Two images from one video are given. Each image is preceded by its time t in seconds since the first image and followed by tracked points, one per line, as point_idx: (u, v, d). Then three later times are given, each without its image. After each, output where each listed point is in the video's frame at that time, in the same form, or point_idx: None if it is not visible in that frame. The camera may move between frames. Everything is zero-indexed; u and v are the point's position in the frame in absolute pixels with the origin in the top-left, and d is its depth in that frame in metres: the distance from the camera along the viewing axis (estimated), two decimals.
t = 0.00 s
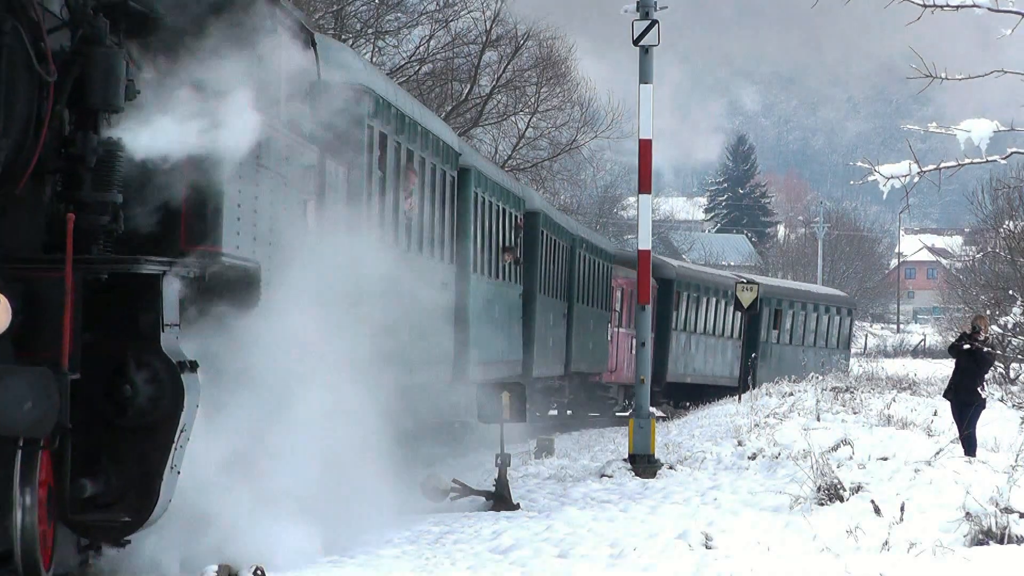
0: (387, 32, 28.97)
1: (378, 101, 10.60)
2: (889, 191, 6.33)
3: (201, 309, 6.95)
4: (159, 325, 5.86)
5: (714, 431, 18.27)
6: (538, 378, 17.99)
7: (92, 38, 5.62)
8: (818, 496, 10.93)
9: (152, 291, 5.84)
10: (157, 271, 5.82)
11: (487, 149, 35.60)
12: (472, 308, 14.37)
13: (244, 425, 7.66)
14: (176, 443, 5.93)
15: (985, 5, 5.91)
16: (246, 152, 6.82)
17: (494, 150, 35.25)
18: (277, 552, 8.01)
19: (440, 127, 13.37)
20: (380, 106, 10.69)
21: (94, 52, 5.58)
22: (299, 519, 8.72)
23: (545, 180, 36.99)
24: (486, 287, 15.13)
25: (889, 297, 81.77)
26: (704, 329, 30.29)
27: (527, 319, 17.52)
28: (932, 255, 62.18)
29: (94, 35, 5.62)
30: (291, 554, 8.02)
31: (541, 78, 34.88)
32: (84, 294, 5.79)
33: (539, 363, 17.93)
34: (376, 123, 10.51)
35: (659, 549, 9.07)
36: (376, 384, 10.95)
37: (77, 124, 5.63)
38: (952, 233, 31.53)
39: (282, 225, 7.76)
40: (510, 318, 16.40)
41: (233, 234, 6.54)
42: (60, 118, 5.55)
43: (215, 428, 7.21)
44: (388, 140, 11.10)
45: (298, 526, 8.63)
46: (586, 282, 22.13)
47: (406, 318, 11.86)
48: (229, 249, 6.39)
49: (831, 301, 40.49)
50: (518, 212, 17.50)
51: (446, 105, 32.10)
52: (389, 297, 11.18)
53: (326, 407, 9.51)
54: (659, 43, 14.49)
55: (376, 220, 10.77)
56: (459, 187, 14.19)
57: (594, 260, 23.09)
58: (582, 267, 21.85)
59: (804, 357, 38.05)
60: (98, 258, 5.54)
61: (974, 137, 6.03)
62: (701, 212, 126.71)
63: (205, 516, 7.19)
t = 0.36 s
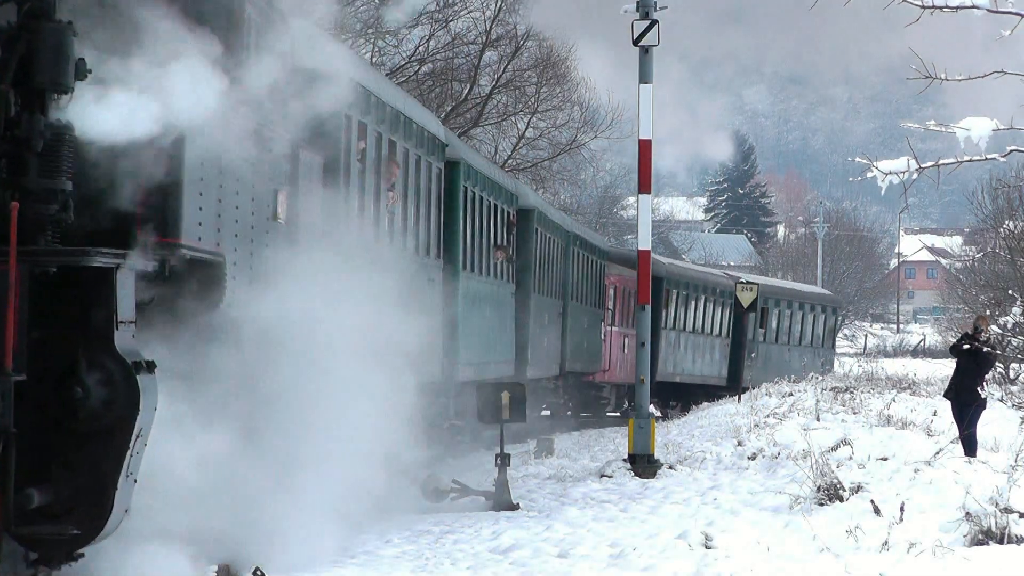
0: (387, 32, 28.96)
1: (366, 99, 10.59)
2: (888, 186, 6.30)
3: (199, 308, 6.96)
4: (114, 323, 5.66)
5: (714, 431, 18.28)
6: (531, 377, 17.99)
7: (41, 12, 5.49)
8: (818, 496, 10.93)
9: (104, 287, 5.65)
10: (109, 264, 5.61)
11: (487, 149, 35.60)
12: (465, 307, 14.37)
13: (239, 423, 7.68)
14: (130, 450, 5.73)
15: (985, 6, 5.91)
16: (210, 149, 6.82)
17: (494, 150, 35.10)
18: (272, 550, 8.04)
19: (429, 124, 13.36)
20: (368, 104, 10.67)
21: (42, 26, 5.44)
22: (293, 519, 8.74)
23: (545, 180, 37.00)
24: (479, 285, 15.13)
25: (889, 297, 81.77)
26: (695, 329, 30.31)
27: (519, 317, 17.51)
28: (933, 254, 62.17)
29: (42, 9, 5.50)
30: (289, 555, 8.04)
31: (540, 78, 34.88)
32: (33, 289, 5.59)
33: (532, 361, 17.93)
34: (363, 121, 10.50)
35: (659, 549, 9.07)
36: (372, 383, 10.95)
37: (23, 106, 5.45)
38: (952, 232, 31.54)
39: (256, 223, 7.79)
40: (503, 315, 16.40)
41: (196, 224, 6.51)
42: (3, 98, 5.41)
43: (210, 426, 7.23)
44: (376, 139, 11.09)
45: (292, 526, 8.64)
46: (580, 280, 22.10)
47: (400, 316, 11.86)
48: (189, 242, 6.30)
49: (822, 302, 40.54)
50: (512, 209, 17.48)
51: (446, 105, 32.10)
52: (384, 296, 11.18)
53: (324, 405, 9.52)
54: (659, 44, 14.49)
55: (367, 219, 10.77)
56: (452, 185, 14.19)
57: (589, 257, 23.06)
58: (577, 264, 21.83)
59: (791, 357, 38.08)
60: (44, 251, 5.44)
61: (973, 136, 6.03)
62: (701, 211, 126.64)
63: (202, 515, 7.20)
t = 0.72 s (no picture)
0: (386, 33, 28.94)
1: (362, 99, 10.55)
2: (886, 184, 6.26)
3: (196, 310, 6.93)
4: (58, 320, 5.38)
5: (714, 430, 18.28)
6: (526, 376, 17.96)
7: None
8: (818, 496, 10.92)
9: (48, 280, 5.35)
10: (54, 256, 5.31)
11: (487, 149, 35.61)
12: (461, 306, 14.34)
13: (230, 425, 7.64)
14: (78, 458, 5.45)
15: (985, 6, 5.91)
16: (204, 147, 6.80)
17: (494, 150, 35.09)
18: (268, 550, 8.02)
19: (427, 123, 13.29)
20: (364, 105, 10.63)
21: None
22: (285, 517, 8.72)
23: (545, 180, 37.02)
24: (474, 284, 15.08)
25: (889, 297, 81.82)
26: (684, 326, 30.26)
27: (512, 315, 17.47)
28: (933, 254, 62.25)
29: None
30: (283, 552, 8.02)
31: (541, 79, 34.55)
32: None
33: (527, 359, 17.89)
34: (359, 119, 10.45)
35: (659, 550, 9.07)
36: (366, 382, 10.95)
37: None
38: (953, 232, 31.56)
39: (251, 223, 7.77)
40: (495, 314, 16.34)
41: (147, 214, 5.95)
42: None
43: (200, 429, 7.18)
44: (374, 139, 11.05)
45: (284, 524, 8.63)
46: (575, 277, 22.04)
47: (396, 316, 11.85)
48: (139, 232, 5.77)
49: (800, 299, 40.55)
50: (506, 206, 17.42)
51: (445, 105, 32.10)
52: (379, 295, 11.14)
53: (314, 405, 9.49)
54: (659, 43, 14.49)
55: (364, 219, 10.74)
56: (449, 182, 14.11)
57: (583, 253, 22.98)
58: (571, 261, 21.75)
59: (773, 356, 38.03)
60: None
61: (973, 133, 6.03)
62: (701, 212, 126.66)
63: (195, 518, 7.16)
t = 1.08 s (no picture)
0: (386, 32, 28.94)
1: (351, 95, 10.53)
2: (888, 189, 6.29)
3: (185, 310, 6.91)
4: None
5: (714, 430, 18.28)
6: (521, 374, 17.95)
7: None
8: (818, 496, 10.91)
9: None
10: None
11: (488, 149, 35.63)
12: (454, 305, 14.33)
13: (217, 426, 7.61)
14: (20, 467, 5.02)
15: (985, 6, 5.91)
16: (202, 148, 6.76)
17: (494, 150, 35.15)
18: (258, 550, 8.01)
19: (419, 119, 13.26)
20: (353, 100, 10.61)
21: None
22: (273, 517, 8.71)
23: (545, 181, 37.15)
24: (465, 282, 15.06)
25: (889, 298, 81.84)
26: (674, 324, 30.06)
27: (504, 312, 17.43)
28: (933, 254, 62.34)
29: None
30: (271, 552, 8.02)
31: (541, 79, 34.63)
32: None
33: (522, 358, 17.88)
34: (347, 115, 10.43)
35: (660, 549, 9.07)
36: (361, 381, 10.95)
37: None
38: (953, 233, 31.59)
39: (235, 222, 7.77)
40: (488, 312, 16.32)
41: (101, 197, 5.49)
42: None
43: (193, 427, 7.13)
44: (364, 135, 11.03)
45: (270, 523, 8.62)
46: (570, 275, 21.99)
47: (390, 316, 11.86)
48: (88, 220, 5.30)
49: (794, 299, 40.51)
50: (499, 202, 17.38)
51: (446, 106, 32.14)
52: (370, 295, 11.13)
53: (304, 404, 9.47)
54: (659, 43, 14.50)
55: (356, 217, 10.73)
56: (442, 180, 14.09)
57: (579, 250, 22.91)
58: (565, 258, 21.67)
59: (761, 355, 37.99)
60: None
61: (974, 135, 6.02)
62: (701, 212, 126.80)
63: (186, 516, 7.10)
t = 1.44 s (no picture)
0: (386, 32, 28.91)
1: (331, 83, 10.38)
2: (889, 191, 6.33)
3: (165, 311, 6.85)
4: None
5: (714, 430, 18.29)
6: (517, 372, 17.90)
7: None
8: (818, 496, 10.90)
9: None
10: None
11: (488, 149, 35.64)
12: (445, 301, 14.23)
13: (199, 427, 7.62)
14: None
15: (984, 9, 5.94)
16: (158, 133, 6.65)
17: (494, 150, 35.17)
18: (254, 548, 7.99)
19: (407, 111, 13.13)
20: (334, 89, 10.48)
21: None
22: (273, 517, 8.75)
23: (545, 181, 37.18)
24: (457, 277, 14.94)
25: (889, 298, 81.77)
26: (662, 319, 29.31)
27: (496, 309, 17.30)
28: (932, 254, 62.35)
29: None
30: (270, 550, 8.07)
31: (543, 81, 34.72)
32: None
33: (516, 354, 17.77)
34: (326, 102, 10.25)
35: (660, 549, 9.08)
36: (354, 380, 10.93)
37: None
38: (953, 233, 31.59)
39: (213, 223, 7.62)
40: (480, 307, 16.16)
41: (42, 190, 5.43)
42: None
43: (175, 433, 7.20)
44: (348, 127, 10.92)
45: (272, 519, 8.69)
46: (566, 272, 21.85)
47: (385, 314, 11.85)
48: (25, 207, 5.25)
49: (792, 299, 40.44)
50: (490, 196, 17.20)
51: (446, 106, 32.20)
52: (357, 289, 11.08)
53: (294, 404, 9.47)
54: (659, 43, 14.50)
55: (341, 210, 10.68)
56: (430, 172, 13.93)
57: (574, 246, 22.72)
58: (560, 253, 21.48)
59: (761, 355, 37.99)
60: None
61: (974, 136, 6.03)
62: (700, 212, 126.84)
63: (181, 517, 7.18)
